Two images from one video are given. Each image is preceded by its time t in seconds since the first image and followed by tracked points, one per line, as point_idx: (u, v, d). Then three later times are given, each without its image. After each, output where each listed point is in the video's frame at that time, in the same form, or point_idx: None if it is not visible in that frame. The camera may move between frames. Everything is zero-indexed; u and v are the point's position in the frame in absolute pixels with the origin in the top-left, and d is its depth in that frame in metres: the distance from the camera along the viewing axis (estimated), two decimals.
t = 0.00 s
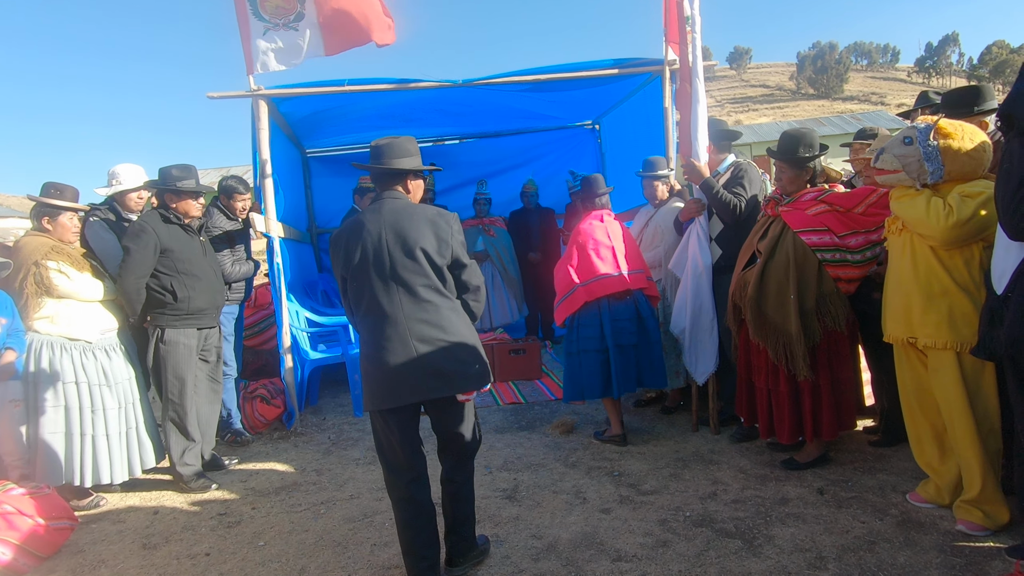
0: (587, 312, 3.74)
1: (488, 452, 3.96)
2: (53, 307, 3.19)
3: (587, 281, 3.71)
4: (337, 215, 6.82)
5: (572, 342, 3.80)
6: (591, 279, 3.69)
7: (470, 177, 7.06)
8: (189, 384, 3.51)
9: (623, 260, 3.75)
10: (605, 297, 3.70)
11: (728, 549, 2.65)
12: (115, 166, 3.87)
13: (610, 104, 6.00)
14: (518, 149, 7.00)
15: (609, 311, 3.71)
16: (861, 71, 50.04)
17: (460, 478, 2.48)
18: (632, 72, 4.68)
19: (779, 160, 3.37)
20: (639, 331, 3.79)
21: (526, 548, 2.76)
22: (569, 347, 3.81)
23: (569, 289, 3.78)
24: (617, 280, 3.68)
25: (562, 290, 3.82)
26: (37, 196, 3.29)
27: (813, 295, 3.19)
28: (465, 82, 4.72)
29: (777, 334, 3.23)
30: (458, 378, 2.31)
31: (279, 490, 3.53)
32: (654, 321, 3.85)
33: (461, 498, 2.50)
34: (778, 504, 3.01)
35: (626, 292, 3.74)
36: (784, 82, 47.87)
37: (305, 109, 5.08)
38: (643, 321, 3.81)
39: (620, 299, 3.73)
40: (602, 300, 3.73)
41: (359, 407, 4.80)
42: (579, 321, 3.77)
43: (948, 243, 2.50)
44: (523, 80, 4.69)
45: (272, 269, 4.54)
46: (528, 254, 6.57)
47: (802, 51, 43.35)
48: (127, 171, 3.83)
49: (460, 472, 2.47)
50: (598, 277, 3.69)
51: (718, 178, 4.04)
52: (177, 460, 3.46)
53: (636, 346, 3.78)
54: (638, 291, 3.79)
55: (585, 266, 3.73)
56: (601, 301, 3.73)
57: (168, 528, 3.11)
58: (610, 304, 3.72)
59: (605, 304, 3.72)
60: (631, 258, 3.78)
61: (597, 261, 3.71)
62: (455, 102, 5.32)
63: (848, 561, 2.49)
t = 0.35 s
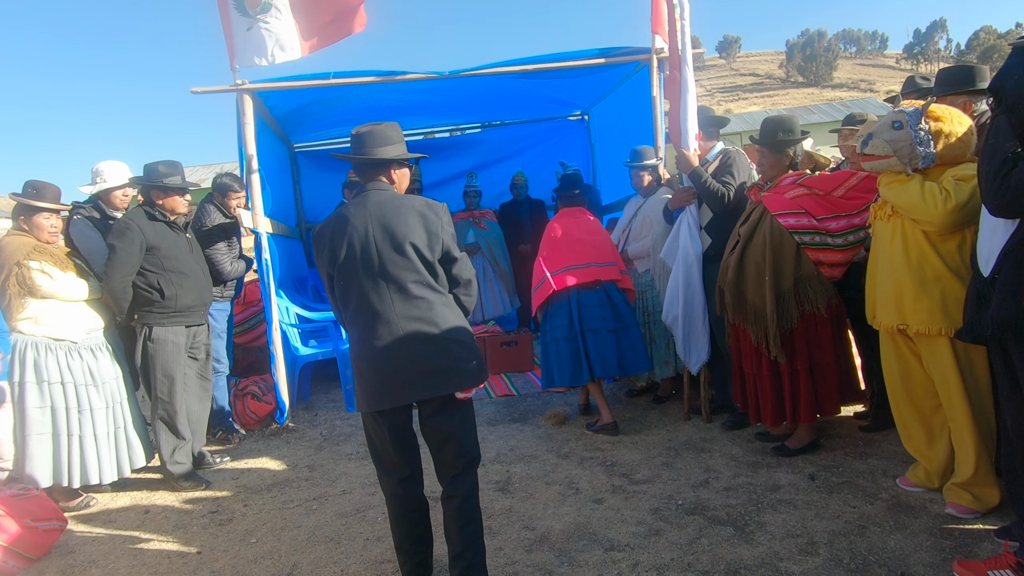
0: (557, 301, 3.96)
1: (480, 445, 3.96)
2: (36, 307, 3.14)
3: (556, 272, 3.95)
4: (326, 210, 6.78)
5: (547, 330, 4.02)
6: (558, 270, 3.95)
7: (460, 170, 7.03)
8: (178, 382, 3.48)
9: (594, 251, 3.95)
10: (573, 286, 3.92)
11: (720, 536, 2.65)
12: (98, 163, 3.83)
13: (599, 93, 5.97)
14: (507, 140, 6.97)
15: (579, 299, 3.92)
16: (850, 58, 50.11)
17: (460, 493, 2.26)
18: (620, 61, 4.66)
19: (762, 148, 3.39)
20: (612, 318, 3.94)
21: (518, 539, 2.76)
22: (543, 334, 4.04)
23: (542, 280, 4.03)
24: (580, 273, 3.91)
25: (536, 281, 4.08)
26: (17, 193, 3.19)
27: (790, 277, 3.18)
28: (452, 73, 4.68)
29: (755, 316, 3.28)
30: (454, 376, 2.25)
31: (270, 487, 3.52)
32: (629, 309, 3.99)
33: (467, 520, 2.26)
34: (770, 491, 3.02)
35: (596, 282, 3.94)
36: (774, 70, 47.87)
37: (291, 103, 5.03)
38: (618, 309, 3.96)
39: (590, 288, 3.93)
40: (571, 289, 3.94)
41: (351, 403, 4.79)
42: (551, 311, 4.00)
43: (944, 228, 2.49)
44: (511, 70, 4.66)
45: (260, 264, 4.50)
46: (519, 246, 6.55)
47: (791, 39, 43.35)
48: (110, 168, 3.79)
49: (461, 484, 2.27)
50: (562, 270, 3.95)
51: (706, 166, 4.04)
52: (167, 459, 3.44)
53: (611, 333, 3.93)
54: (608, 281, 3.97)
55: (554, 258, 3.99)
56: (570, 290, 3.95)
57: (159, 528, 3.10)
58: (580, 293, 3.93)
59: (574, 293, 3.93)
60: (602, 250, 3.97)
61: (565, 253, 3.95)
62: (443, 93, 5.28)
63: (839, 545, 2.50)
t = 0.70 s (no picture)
0: (539, 292, 4.30)
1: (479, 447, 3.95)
2: (31, 318, 3.14)
3: (538, 265, 4.30)
4: (323, 213, 6.77)
5: (530, 318, 4.36)
6: (540, 263, 4.29)
7: (456, 170, 7.03)
8: (175, 391, 3.48)
9: (576, 247, 4.26)
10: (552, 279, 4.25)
11: (720, 536, 2.65)
12: (93, 171, 3.80)
13: (594, 92, 5.95)
14: (502, 141, 6.96)
15: (559, 291, 4.24)
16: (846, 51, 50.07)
17: (464, 525, 2.21)
18: (613, 60, 4.65)
19: (754, 146, 3.39)
20: (590, 310, 4.26)
21: (518, 542, 2.76)
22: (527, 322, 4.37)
23: (526, 271, 4.38)
24: (560, 266, 4.23)
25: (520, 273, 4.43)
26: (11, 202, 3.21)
27: (775, 271, 3.18)
28: (445, 75, 4.67)
29: (738, 309, 3.30)
30: (467, 392, 2.20)
31: (270, 493, 3.52)
32: (605, 302, 4.30)
33: (470, 552, 2.22)
34: (769, 489, 3.02)
35: (575, 276, 4.25)
36: (770, 64, 47.82)
37: (285, 107, 5.02)
38: (594, 302, 4.27)
39: (569, 281, 4.25)
40: (552, 282, 4.26)
41: (350, 407, 4.79)
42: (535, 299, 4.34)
43: (940, 224, 2.49)
44: (504, 71, 4.65)
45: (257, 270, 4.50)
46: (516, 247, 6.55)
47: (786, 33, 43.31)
48: (104, 178, 3.76)
49: (459, 500, 2.23)
50: (545, 263, 4.29)
51: (703, 164, 4.04)
52: (166, 467, 3.43)
53: (588, 324, 4.24)
54: (588, 275, 4.26)
55: (538, 251, 4.33)
56: (551, 283, 4.27)
57: (158, 536, 3.09)
58: (560, 286, 4.26)
59: (554, 286, 4.25)
60: (585, 247, 4.26)
61: (548, 248, 4.29)
62: (438, 95, 5.27)
63: (838, 544, 2.50)
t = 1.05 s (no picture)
0: (526, 297, 4.43)
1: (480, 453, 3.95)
2: (30, 329, 3.14)
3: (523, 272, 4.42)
4: (322, 220, 6.78)
5: (518, 322, 4.49)
6: (526, 269, 4.40)
7: (455, 177, 7.04)
8: (175, 401, 3.48)
9: (560, 254, 4.36)
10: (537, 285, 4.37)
11: (722, 541, 2.64)
12: (91, 182, 3.81)
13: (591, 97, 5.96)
14: (501, 146, 6.97)
15: (544, 297, 4.35)
16: (843, 53, 50.17)
17: (469, 537, 2.20)
18: (610, 65, 4.66)
19: (749, 149, 3.40)
20: (575, 315, 4.36)
21: (519, 549, 2.75)
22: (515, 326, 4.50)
23: (513, 277, 4.50)
24: (544, 273, 4.34)
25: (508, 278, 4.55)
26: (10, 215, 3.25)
27: (773, 273, 3.17)
28: (443, 81, 4.69)
29: (735, 311, 3.30)
30: (472, 402, 2.20)
31: (270, 502, 3.51)
32: (590, 306, 4.39)
33: (470, 560, 2.21)
34: (770, 493, 3.01)
35: (560, 281, 4.37)
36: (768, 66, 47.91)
37: (283, 115, 5.03)
38: (579, 307, 4.37)
39: (554, 287, 4.36)
40: (537, 288, 4.38)
41: (351, 414, 4.79)
42: (522, 306, 4.48)
43: (930, 227, 2.48)
44: (501, 77, 4.66)
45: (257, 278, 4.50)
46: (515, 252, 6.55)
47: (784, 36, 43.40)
48: (102, 189, 3.77)
49: (459, 508, 2.22)
50: (530, 269, 4.39)
51: (701, 168, 4.06)
52: (166, 477, 3.42)
53: (573, 328, 4.34)
54: (572, 281, 4.37)
55: (524, 258, 4.44)
56: (537, 289, 4.38)
57: (159, 546, 3.08)
58: (545, 291, 4.37)
59: (540, 291, 4.37)
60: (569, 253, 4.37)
61: (534, 254, 4.39)
62: (435, 101, 5.28)
63: (841, 547, 2.49)
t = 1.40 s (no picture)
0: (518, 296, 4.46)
1: (487, 456, 3.95)
2: (37, 337, 3.15)
3: (517, 271, 4.45)
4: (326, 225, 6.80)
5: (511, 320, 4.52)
6: (519, 268, 4.43)
7: (457, 179, 7.05)
8: (182, 407, 3.50)
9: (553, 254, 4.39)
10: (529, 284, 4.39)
11: (730, 540, 2.64)
12: (93, 192, 3.83)
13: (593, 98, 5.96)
14: (503, 149, 6.97)
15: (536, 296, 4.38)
16: (845, 49, 50.08)
17: (471, 543, 2.22)
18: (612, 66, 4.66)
19: (749, 149, 3.40)
20: (566, 314, 4.38)
21: (528, 551, 2.76)
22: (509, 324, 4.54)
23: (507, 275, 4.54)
24: (537, 272, 4.37)
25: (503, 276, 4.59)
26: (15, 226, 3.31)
27: (778, 272, 3.16)
28: (444, 85, 4.69)
29: (743, 312, 3.28)
30: (464, 410, 2.18)
31: (278, 507, 3.52)
32: (580, 307, 4.41)
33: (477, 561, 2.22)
34: (778, 492, 3.01)
35: (552, 281, 4.39)
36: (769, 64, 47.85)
37: (285, 121, 5.04)
38: (570, 307, 4.39)
39: (546, 286, 4.39)
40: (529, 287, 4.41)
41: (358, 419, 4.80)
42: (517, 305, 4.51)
43: (918, 226, 2.50)
44: (502, 80, 4.67)
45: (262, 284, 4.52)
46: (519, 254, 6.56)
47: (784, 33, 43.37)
48: (105, 198, 3.78)
49: (464, 510, 2.23)
50: (524, 269, 4.42)
51: (703, 167, 4.05)
52: (174, 483, 3.44)
53: (564, 327, 4.36)
54: (564, 281, 4.40)
55: (519, 257, 4.47)
56: (529, 289, 4.41)
57: (169, 553, 3.10)
58: (537, 290, 4.39)
59: (531, 290, 4.40)
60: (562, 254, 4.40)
61: (527, 254, 4.42)
62: (436, 105, 5.28)
63: (849, 545, 2.48)
